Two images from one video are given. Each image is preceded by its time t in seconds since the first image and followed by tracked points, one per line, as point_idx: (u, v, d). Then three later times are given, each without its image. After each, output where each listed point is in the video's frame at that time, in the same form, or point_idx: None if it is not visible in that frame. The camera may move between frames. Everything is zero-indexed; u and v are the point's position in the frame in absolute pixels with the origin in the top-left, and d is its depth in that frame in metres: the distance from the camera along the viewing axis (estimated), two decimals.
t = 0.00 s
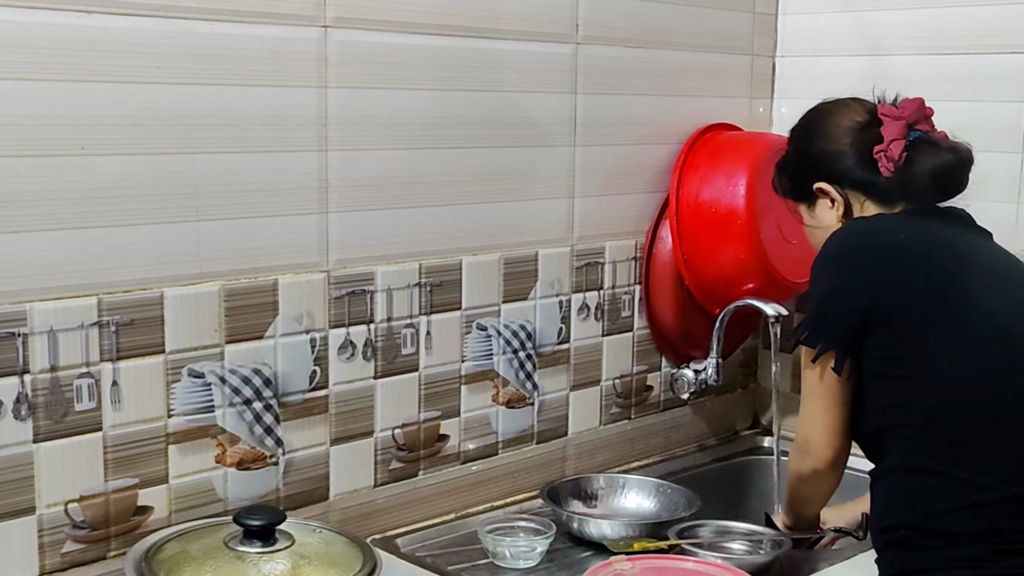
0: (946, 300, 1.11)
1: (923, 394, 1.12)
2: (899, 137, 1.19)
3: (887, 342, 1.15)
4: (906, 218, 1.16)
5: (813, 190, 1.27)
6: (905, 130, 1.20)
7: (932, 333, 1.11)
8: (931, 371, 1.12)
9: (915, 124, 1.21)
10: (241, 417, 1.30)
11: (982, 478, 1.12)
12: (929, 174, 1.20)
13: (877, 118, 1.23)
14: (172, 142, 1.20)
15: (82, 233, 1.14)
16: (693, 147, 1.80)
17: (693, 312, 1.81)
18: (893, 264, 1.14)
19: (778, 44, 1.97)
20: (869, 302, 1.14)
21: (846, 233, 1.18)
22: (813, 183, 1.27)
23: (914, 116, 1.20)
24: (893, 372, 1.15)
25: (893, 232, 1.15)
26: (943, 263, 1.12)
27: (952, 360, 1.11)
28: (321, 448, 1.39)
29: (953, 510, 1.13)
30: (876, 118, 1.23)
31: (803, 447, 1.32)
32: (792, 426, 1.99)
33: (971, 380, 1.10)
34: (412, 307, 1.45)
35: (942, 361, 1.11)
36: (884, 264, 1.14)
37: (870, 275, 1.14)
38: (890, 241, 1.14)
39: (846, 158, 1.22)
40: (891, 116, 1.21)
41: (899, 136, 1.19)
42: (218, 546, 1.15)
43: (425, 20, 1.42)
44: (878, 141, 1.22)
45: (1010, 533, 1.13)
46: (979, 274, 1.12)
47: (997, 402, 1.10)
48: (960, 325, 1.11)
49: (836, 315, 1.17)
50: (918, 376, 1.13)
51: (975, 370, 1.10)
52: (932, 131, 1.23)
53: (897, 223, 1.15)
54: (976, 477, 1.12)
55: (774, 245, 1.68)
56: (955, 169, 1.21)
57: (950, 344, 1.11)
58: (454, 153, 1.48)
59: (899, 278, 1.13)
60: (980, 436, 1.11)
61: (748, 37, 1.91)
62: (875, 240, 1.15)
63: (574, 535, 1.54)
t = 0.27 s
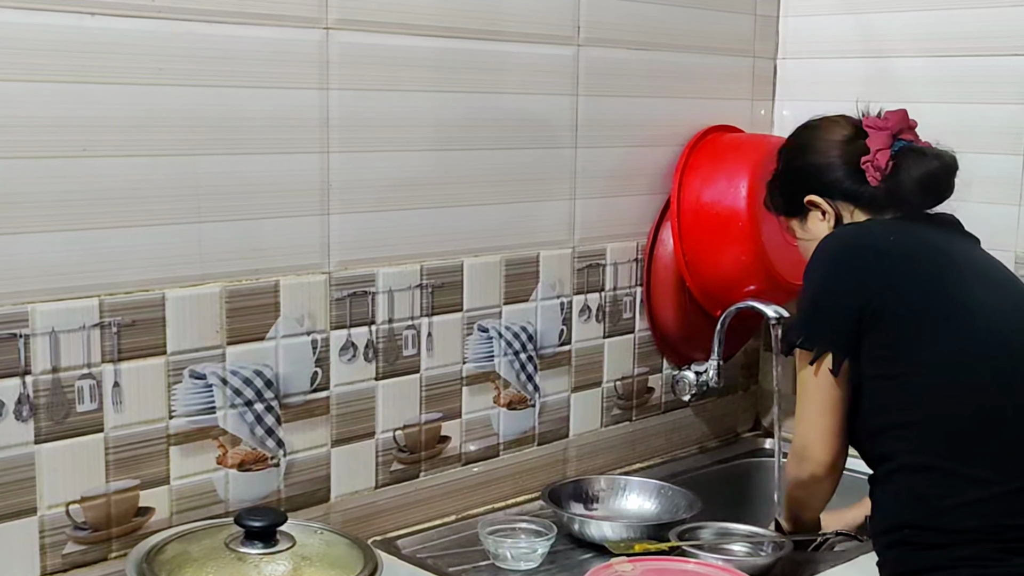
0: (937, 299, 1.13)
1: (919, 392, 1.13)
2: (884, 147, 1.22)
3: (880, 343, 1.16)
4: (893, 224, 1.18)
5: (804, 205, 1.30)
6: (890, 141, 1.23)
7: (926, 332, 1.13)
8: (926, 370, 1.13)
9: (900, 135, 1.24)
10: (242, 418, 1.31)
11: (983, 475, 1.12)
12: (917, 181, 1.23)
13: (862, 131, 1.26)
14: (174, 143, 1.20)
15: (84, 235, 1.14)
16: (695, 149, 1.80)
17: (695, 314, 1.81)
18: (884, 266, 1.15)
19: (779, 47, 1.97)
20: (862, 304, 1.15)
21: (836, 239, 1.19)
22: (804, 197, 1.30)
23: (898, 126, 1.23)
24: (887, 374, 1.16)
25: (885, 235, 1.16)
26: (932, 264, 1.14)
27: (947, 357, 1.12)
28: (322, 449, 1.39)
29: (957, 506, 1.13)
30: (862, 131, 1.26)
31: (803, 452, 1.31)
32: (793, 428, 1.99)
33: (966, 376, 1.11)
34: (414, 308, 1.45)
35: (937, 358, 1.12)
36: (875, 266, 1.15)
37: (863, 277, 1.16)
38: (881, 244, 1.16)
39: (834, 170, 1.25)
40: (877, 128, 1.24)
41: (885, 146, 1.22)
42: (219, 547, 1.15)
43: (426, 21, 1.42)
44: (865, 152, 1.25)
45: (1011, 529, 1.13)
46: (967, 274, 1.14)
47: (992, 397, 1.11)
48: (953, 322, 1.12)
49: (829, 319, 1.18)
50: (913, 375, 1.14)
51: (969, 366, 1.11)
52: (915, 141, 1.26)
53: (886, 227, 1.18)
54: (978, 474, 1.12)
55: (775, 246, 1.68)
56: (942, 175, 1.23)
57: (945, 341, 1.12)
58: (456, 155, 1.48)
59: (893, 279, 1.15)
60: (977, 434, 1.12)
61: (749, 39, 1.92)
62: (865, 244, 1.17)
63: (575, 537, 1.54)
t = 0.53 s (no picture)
0: (939, 299, 1.13)
1: (921, 392, 1.13)
2: (882, 150, 1.23)
3: (882, 344, 1.16)
4: (892, 224, 1.19)
5: (802, 208, 1.31)
6: (888, 144, 1.24)
7: (928, 331, 1.13)
8: (928, 370, 1.13)
9: (897, 138, 1.25)
10: (243, 420, 1.31)
11: (987, 474, 1.12)
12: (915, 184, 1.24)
13: (860, 134, 1.27)
14: (175, 144, 1.20)
15: (85, 237, 1.14)
16: (696, 150, 1.80)
17: (696, 315, 1.81)
18: (886, 266, 1.15)
19: (780, 48, 1.98)
20: (864, 305, 1.15)
21: (837, 240, 1.19)
22: (801, 201, 1.30)
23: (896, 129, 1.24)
24: (888, 374, 1.15)
25: (885, 236, 1.16)
26: (933, 263, 1.14)
27: (948, 357, 1.12)
28: (323, 451, 1.39)
29: (960, 506, 1.13)
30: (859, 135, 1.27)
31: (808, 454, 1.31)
32: (794, 429, 1.99)
33: (968, 376, 1.11)
34: (414, 310, 1.46)
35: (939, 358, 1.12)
36: (876, 266, 1.15)
37: (865, 277, 1.15)
38: (882, 244, 1.16)
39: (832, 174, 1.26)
40: (875, 130, 1.25)
41: (883, 149, 1.23)
42: (219, 548, 1.16)
43: (427, 23, 1.42)
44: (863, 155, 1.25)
45: (1014, 528, 1.13)
46: (965, 274, 1.15)
47: (994, 396, 1.11)
48: (953, 322, 1.12)
49: (830, 320, 1.17)
50: (915, 376, 1.13)
51: (971, 366, 1.11)
52: (913, 144, 1.27)
53: (886, 227, 1.18)
54: (982, 473, 1.12)
55: (776, 247, 1.68)
56: (939, 179, 1.25)
57: (947, 340, 1.12)
58: (457, 156, 1.48)
59: (894, 279, 1.14)
60: (979, 433, 1.12)
61: (750, 41, 1.92)
62: (867, 245, 1.16)
63: (576, 538, 1.54)
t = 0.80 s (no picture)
0: (952, 305, 1.12)
1: (929, 398, 1.13)
2: (936, 133, 1.21)
3: (893, 347, 1.15)
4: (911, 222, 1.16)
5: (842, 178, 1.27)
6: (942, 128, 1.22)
7: (939, 337, 1.12)
8: (937, 376, 1.12)
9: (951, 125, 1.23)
10: (245, 420, 1.31)
11: (991, 481, 1.13)
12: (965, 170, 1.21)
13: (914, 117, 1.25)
14: (178, 145, 1.20)
15: (87, 237, 1.15)
16: (698, 149, 1.80)
17: (696, 315, 1.81)
18: (900, 270, 1.14)
19: (782, 48, 1.98)
20: (876, 309, 1.15)
21: (852, 239, 1.18)
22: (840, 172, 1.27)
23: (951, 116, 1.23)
24: (898, 378, 1.15)
25: (902, 237, 1.15)
26: (950, 266, 1.13)
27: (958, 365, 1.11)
28: (325, 451, 1.39)
29: (963, 511, 1.13)
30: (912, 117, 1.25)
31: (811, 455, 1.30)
32: (796, 430, 1.99)
33: (977, 384, 1.11)
34: (416, 310, 1.46)
35: (949, 365, 1.12)
36: (891, 269, 1.14)
37: (878, 281, 1.15)
38: (898, 246, 1.14)
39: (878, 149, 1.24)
40: (931, 113, 1.23)
41: (937, 132, 1.21)
42: (222, 548, 1.16)
43: (429, 24, 1.42)
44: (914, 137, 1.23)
45: (1015, 534, 1.14)
46: (985, 276, 1.12)
47: (1002, 405, 1.11)
48: (966, 329, 1.11)
49: (842, 322, 1.17)
50: (924, 381, 1.13)
51: (980, 374, 1.11)
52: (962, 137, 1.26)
53: (904, 227, 1.16)
54: (986, 480, 1.13)
55: (778, 249, 1.69)
56: (988, 170, 1.22)
57: (958, 348, 1.11)
58: (459, 157, 1.48)
59: (908, 284, 1.14)
60: (986, 442, 1.12)
61: (753, 41, 1.92)
62: (883, 246, 1.15)
63: (578, 539, 1.54)
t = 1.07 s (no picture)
0: (957, 324, 1.09)
1: (937, 416, 1.12)
2: (995, 129, 1.17)
3: (901, 364, 1.14)
4: (920, 235, 1.13)
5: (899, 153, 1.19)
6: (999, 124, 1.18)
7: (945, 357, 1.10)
8: (945, 395, 1.10)
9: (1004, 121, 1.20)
10: (245, 421, 1.31)
11: (1001, 495, 1.10)
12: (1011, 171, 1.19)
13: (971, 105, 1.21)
14: (178, 146, 1.20)
15: (87, 238, 1.15)
16: (698, 150, 1.80)
17: (696, 316, 1.81)
18: (905, 289, 1.11)
19: (783, 50, 1.97)
20: (881, 329, 1.13)
21: (859, 257, 1.16)
22: (892, 147, 1.19)
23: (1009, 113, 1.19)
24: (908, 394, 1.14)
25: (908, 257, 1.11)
26: (956, 283, 1.09)
27: (965, 384, 1.09)
28: (325, 452, 1.39)
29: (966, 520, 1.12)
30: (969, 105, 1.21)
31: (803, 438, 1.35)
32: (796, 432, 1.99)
33: (984, 403, 1.08)
34: (416, 312, 1.46)
35: (957, 384, 1.09)
36: (895, 289, 1.12)
37: (882, 302, 1.13)
38: (901, 266, 1.12)
39: (935, 132, 1.18)
40: (992, 106, 1.18)
41: (995, 128, 1.17)
42: (221, 550, 1.16)
43: (430, 25, 1.42)
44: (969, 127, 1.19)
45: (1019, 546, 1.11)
46: (996, 290, 1.08)
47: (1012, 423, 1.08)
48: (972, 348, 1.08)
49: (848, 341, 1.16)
50: (933, 399, 1.12)
51: (989, 393, 1.08)
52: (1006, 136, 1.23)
53: (911, 242, 1.12)
54: (994, 493, 1.11)
55: (778, 251, 1.70)
56: None
57: (965, 367, 1.09)
58: (459, 159, 1.48)
59: (911, 303, 1.11)
60: (996, 459, 1.10)
61: (753, 43, 1.92)
62: (886, 266, 1.12)
63: (578, 541, 1.54)
